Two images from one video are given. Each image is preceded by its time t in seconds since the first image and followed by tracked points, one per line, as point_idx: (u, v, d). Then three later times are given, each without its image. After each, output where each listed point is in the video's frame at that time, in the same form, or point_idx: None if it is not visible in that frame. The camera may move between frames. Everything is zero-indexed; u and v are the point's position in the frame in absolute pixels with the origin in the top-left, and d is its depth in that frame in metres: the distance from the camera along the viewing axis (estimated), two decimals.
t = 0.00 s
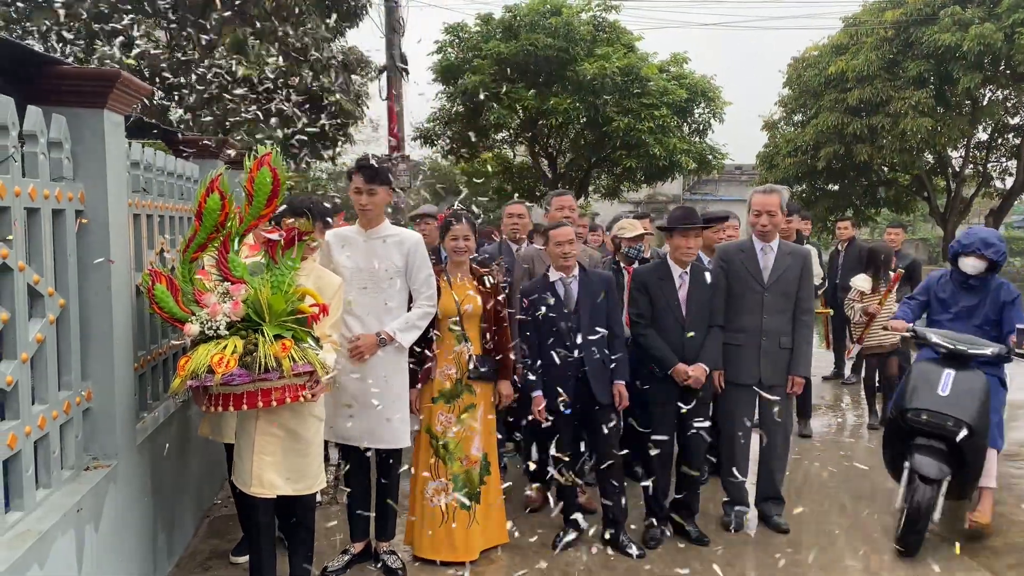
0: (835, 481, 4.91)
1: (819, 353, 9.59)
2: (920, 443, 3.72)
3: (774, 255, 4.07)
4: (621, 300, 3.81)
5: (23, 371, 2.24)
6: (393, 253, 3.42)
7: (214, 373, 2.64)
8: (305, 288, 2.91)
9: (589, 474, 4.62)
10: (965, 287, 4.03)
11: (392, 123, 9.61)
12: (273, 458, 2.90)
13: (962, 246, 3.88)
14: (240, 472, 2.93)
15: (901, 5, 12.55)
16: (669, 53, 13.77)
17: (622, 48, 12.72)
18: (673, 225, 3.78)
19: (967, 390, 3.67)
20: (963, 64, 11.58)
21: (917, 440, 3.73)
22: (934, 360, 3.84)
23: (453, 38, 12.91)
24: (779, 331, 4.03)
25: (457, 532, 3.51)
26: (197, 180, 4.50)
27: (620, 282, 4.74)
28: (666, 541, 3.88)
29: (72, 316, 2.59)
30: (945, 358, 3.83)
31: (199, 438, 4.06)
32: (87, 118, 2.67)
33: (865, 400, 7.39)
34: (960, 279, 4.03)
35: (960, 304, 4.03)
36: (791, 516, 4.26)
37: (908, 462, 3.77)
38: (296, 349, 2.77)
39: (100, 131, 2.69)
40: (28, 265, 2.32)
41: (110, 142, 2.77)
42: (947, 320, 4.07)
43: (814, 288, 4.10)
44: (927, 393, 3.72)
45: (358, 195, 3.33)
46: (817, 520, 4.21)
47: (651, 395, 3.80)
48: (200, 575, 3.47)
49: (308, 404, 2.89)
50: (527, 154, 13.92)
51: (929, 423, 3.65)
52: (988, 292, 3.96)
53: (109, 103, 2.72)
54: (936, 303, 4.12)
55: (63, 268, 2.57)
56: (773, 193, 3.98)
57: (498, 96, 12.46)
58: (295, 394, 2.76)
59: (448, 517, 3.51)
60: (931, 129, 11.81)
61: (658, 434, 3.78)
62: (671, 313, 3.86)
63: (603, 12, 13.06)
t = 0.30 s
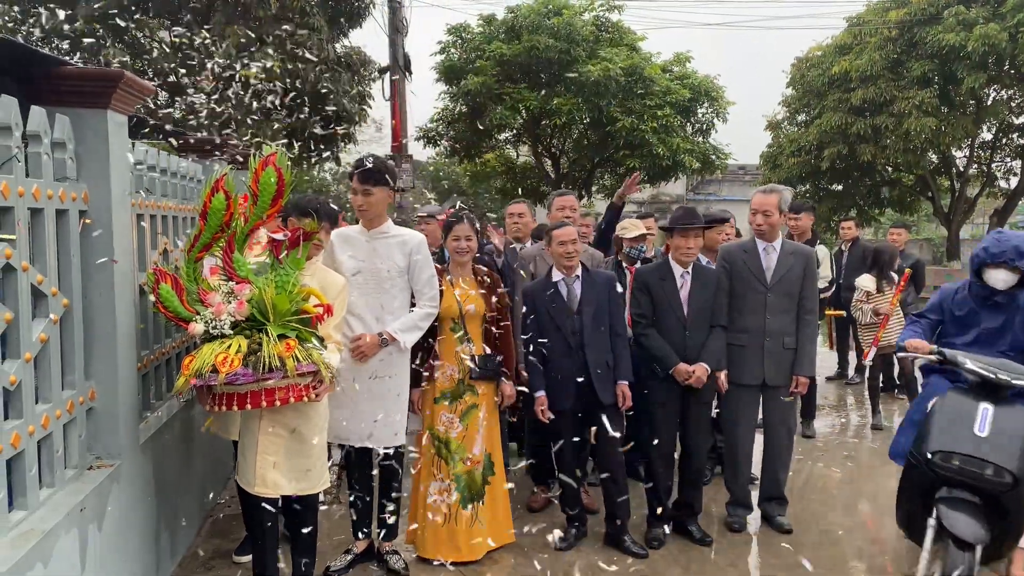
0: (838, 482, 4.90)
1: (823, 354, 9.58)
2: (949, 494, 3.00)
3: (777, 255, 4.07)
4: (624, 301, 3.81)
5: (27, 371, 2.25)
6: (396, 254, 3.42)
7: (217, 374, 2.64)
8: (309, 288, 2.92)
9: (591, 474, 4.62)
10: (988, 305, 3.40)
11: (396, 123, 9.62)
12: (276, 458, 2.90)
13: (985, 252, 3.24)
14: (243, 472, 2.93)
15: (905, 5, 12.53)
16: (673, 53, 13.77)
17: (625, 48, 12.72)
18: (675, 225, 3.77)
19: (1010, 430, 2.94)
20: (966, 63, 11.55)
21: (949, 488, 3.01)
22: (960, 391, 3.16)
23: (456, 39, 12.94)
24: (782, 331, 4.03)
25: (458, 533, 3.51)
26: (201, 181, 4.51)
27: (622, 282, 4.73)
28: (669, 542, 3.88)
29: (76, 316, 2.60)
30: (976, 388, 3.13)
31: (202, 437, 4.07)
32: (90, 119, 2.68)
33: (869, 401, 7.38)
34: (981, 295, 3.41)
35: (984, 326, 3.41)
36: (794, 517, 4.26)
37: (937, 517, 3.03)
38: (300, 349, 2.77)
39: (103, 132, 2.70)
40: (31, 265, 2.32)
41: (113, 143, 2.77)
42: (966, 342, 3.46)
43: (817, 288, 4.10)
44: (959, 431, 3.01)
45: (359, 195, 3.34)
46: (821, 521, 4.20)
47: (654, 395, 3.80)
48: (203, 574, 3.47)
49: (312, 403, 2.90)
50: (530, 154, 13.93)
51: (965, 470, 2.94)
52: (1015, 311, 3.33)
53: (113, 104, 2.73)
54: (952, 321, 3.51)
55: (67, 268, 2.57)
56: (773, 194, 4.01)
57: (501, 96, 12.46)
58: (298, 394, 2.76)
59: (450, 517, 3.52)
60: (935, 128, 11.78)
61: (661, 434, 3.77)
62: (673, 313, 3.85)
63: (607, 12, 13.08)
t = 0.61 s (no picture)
0: (842, 482, 4.89)
1: (827, 354, 9.55)
2: None
3: (779, 255, 4.06)
4: (627, 301, 3.80)
5: (31, 371, 2.25)
6: (399, 255, 3.42)
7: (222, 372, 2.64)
8: (314, 288, 2.92)
9: (595, 474, 4.62)
10: None
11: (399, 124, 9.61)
12: (280, 459, 2.91)
13: None
14: (247, 472, 2.93)
15: (909, 5, 12.47)
16: (676, 53, 13.76)
17: (628, 48, 12.69)
18: (677, 225, 3.76)
19: None
20: (970, 63, 11.51)
21: None
22: None
23: (459, 39, 12.98)
24: (784, 331, 4.02)
25: (462, 533, 3.51)
26: (204, 181, 4.51)
27: (624, 282, 4.72)
28: (671, 543, 3.87)
29: (79, 316, 2.60)
30: None
31: (206, 437, 4.08)
32: (93, 121, 2.69)
33: (874, 402, 7.36)
34: None
35: None
36: (797, 518, 4.25)
37: None
38: (304, 348, 2.77)
39: (107, 133, 2.71)
40: (35, 265, 2.33)
41: (116, 145, 2.77)
42: None
43: (819, 288, 4.09)
44: None
45: (362, 195, 3.34)
46: (824, 522, 4.19)
47: (656, 395, 3.79)
48: (207, 574, 3.48)
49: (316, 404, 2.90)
50: (533, 154, 13.93)
51: None
52: None
53: (115, 105, 2.73)
54: None
55: (71, 269, 2.58)
56: (775, 192, 3.97)
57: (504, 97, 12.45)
58: (302, 393, 2.74)
59: (453, 518, 3.52)
60: (939, 128, 11.74)
61: (663, 435, 3.76)
62: (675, 313, 3.84)
63: (610, 12, 13.07)
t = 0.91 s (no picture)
0: (845, 484, 4.88)
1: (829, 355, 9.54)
2: None
3: (781, 256, 4.05)
4: (630, 303, 3.79)
5: (34, 372, 2.25)
6: (401, 255, 3.42)
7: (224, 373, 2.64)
8: (317, 290, 2.92)
9: (597, 476, 4.61)
10: None
11: (401, 125, 9.62)
12: (282, 459, 2.90)
13: None
14: (251, 473, 2.93)
15: (912, 5, 12.45)
16: (679, 53, 13.76)
17: (630, 48, 12.68)
18: (680, 226, 3.76)
19: None
20: (973, 63, 11.48)
21: None
22: None
23: (461, 40, 12.99)
24: (787, 333, 4.02)
25: (464, 534, 3.51)
26: (206, 182, 4.50)
27: (627, 284, 4.71)
28: (674, 544, 3.87)
29: (83, 317, 2.60)
30: None
31: (208, 438, 4.08)
32: (96, 122, 2.68)
33: (876, 403, 7.35)
34: None
35: None
36: (800, 519, 4.24)
37: None
38: (307, 350, 2.77)
39: (111, 134, 2.70)
40: (38, 266, 2.33)
41: (120, 146, 2.77)
42: None
43: (822, 290, 4.09)
44: None
45: (367, 196, 3.34)
46: (827, 523, 4.19)
47: (659, 396, 3.78)
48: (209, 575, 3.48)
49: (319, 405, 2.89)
50: (535, 154, 13.93)
51: None
52: None
53: (119, 106, 2.72)
54: None
55: (74, 271, 2.58)
56: (779, 194, 3.96)
57: (507, 98, 12.44)
58: (305, 395, 2.74)
59: (455, 519, 3.51)
60: (943, 128, 11.71)
61: (666, 436, 3.76)
62: (678, 313, 3.83)
63: (612, 12, 13.07)
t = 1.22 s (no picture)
0: (848, 486, 4.87)
1: (832, 356, 9.52)
2: None
3: (784, 258, 4.04)
4: (632, 305, 3.79)
5: (35, 375, 2.24)
6: (403, 257, 3.41)
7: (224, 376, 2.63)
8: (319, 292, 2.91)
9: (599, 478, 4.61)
10: None
11: (404, 126, 9.62)
12: (284, 462, 2.89)
13: None
14: (253, 475, 2.93)
15: (915, 6, 12.43)
16: (681, 54, 13.75)
17: (633, 49, 12.68)
18: (685, 228, 3.76)
19: None
20: (976, 64, 11.46)
21: None
22: None
23: (463, 41, 13.01)
24: (789, 334, 4.00)
25: (465, 537, 3.50)
26: (208, 184, 4.49)
27: (630, 285, 4.71)
28: (676, 546, 3.86)
29: (84, 320, 2.60)
30: None
31: (210, 439, 4.08)
32: (98, 123, 2.68)
33: (879, 405, 7.34)
34: None
35: None
36: (802, 522, 4.23)
37: None
38: (308, 352, 2.75)
39: (112, 136, 2.70)
40: (39, 268, 2.32)
41: (121, 148, 2.76)
42: None
43: (824, 291, 4.08)
44: None
45: (372, 196, 3.33)
46: (830, 526, 4.17)
47: (661, 399, 3.77)
48: None
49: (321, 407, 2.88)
50: (537, 155, 13.94)
51: None
52: None
53: (120, 108, 2.72)
54: None
55: (75, 273, 2.57)
56: (780, 194, 4.00)
57: (509, 99, 12.44)
58: (305, 397, 2.76)
59: (456, 522, 3.51)
60: (946, 129, 11.68)
61: (668, 438, 3.75)
62: (681, 315, 3.82)
63: (614, 13, 13.07)
